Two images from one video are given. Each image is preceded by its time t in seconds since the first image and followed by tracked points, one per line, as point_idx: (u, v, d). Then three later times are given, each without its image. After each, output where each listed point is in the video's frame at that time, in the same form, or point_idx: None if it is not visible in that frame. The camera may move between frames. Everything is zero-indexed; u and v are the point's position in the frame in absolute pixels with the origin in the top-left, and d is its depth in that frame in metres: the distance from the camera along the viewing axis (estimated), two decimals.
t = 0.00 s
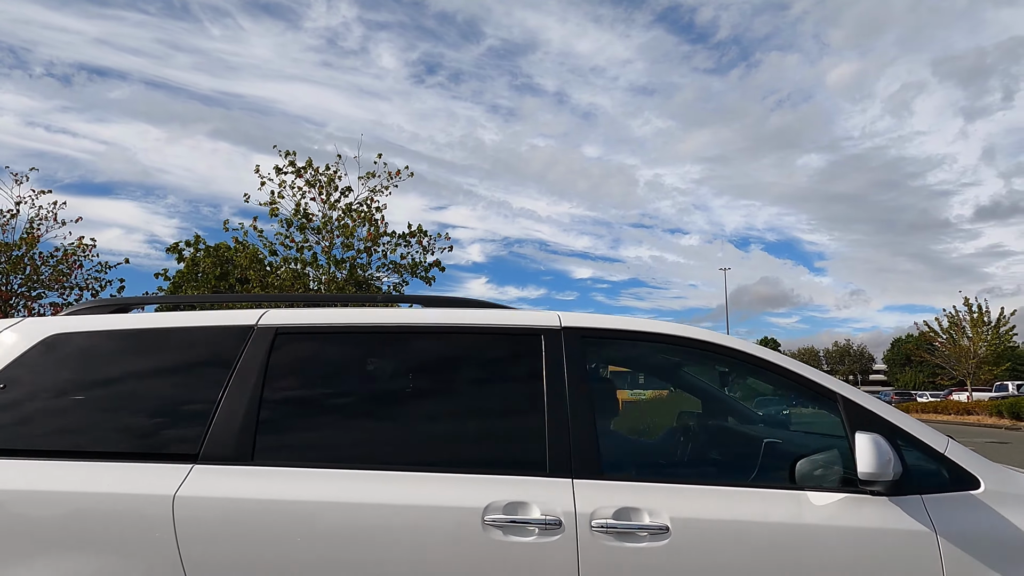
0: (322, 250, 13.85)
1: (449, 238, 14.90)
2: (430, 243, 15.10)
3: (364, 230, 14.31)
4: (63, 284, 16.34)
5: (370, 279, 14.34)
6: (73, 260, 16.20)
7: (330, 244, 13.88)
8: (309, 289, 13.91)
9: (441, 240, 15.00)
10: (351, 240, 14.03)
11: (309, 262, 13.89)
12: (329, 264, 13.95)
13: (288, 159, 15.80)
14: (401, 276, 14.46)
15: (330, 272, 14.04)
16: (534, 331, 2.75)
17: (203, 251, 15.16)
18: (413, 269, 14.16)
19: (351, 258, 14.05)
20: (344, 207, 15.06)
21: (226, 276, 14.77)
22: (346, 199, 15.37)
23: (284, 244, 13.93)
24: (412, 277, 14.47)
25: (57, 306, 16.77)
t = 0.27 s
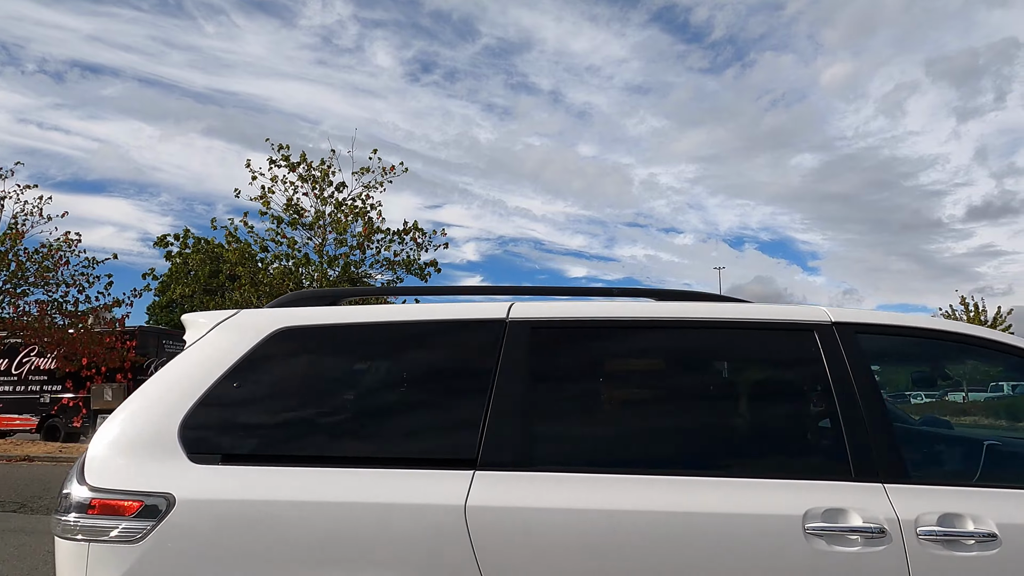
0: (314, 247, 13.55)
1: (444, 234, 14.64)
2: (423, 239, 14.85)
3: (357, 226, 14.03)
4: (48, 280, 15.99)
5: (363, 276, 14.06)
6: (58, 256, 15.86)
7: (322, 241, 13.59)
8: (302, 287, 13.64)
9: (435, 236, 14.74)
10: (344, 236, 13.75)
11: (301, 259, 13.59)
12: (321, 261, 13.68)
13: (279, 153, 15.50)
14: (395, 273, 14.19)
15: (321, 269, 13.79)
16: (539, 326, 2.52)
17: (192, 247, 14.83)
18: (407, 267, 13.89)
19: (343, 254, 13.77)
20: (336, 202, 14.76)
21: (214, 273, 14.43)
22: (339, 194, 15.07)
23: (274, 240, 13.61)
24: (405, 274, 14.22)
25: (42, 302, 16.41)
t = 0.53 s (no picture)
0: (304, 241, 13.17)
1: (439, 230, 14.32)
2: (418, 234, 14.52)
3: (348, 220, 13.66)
4: (32, 274, 15.60)
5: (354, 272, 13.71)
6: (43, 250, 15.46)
7: (314, 235, 13.19)
8: (295, 283, 13.29)
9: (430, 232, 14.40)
10: (335, 231, 13.38)
11: (291, 253, 13.20)
12: (313, 256, 13.31)
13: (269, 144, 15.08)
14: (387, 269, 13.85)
15: (313, 264, 13.44)
16: (700, 297, 2.26)
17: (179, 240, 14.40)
18: (400, 262, 13.55)
19: (334, 249, 13.41)
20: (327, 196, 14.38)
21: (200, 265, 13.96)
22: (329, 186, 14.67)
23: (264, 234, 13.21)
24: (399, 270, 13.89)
25: (27, 297, 16.03)
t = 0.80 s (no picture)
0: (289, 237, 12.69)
1: (428, 229, 13.95)
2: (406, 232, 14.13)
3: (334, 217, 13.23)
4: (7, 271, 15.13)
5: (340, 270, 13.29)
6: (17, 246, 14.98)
7: (300, 232, 12.75)
8: (280, 280, 12.85)
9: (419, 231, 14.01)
10: (321, 227, 12.95)
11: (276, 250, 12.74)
12: (299, 253, 12.87)
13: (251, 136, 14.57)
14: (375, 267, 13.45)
15: (299, 261, 13.01)
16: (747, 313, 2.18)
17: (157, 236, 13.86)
18: (388, 261, 13.16)
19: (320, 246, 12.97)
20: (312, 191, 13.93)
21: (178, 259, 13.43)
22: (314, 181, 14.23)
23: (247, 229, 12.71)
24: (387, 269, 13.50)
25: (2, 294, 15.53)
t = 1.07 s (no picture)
0: (272, 230, 12.25)
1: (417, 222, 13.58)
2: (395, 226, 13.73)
3: (321, 210, 12.82)
4: None
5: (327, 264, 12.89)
6: None
7: (284, 224, 12.33)
8: (263, 274, 12.45)
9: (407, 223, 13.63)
10: (307, 220, 12.54)
11: (259, 243, 12.30)
12: (283, 246, 12.47)
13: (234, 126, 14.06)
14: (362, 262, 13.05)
15: (283, 254, 12.61)
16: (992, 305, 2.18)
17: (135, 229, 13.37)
18: (376, 255, 12.79)
19: (305, 240, 12.55)
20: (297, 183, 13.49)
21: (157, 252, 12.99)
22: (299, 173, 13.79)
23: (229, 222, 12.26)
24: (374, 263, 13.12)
25: None
